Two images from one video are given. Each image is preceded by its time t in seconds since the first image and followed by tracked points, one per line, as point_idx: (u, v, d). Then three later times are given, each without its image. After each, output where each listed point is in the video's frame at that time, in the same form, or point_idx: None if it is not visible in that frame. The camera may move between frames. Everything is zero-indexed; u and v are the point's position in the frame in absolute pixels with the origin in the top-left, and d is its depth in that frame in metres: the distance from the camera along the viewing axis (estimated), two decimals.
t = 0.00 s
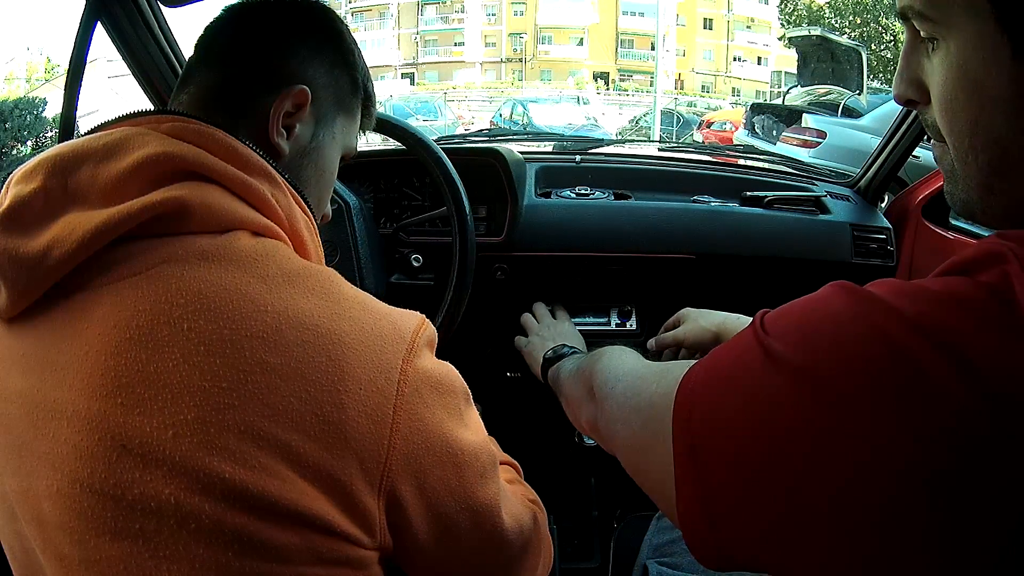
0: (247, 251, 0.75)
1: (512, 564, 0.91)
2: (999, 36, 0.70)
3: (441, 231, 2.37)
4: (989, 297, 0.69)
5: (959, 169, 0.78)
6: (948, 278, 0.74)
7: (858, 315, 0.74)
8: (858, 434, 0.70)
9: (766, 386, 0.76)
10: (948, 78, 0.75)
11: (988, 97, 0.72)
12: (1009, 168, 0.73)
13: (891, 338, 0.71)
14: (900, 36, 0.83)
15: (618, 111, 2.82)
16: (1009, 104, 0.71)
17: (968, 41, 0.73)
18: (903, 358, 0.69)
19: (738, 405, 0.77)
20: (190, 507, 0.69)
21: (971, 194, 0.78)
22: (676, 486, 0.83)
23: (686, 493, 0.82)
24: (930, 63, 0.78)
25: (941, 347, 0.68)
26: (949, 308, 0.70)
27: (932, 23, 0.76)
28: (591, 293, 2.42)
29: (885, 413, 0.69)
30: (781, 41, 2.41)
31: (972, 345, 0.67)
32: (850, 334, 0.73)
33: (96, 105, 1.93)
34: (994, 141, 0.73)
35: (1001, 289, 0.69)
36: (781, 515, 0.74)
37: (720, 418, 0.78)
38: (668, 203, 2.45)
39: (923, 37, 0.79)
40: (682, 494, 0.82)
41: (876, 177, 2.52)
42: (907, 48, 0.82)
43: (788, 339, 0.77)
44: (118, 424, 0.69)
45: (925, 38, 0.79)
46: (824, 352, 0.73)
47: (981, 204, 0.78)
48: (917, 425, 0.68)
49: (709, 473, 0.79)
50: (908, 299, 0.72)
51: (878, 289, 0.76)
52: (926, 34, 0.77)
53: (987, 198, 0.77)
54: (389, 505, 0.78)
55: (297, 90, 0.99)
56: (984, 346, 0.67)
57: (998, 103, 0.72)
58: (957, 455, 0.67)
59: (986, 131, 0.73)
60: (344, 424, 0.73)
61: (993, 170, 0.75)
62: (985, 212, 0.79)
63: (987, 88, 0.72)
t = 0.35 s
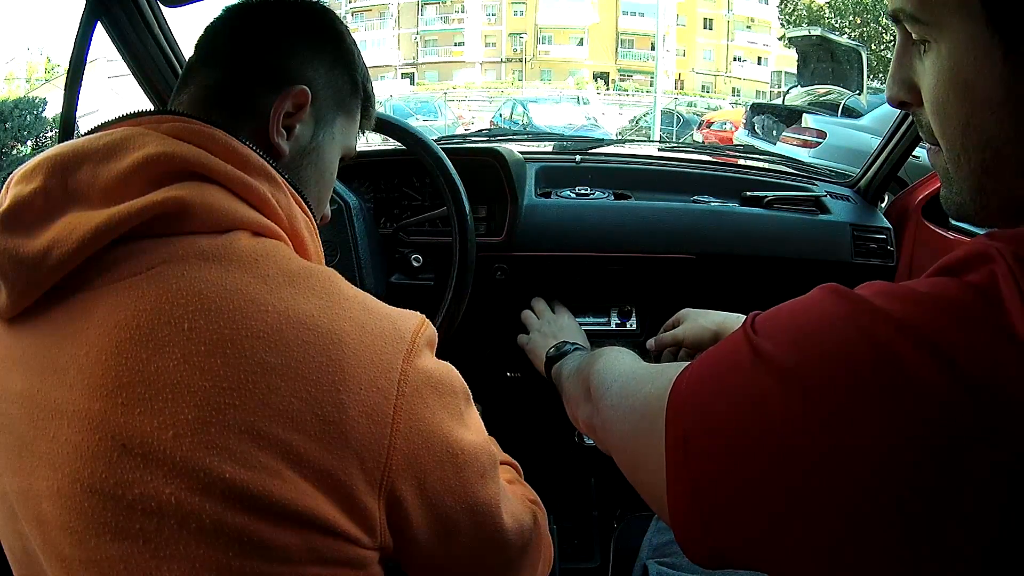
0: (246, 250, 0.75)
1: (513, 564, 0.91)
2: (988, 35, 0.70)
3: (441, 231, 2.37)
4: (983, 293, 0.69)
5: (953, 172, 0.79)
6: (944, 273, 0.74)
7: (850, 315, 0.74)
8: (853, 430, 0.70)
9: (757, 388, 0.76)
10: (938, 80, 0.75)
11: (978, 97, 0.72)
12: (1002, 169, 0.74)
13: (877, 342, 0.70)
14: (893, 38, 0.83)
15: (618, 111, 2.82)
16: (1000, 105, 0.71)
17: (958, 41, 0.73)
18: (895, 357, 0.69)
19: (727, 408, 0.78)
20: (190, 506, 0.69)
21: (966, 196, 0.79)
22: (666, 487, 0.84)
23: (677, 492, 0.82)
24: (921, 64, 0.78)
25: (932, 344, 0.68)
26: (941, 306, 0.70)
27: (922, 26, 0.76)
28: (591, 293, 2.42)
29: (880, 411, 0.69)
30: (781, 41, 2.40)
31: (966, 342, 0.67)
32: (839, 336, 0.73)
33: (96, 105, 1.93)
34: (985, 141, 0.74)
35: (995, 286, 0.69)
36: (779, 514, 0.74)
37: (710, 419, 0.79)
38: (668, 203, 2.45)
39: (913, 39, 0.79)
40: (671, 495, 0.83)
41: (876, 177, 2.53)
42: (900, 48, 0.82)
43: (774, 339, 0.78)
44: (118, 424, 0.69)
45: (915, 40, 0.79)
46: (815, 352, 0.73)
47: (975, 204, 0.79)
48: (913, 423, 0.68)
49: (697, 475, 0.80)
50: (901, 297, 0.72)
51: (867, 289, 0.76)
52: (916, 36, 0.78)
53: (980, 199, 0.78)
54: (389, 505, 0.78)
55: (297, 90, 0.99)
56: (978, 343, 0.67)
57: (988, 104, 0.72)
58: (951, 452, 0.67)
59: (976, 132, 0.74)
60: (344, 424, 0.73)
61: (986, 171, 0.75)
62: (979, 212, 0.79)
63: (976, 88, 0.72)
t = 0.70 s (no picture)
0: (247, 250, 0.74)
1: (512, 564, 0.91)
2: (981, 33, 0.68)
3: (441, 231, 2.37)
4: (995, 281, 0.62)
5: (944, 175, 0.75)
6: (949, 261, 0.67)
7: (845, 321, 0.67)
8: (865, 443, 0.62)
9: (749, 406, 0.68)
10: (930, 79, 0.72)
11: (971, 98, 0.69)
12: (995, 171, 0.71)
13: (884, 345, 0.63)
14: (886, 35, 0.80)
15: (618, 111, 2.82)
16: (994, 103, 0.68)
17: (951, 41, 0.70)
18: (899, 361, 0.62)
19: (721, 426, 0.69)
20: (191, 507, 0.69)
21: (959, 202, 0.75)
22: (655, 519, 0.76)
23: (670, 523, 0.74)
24: (915, 62, 0.75)
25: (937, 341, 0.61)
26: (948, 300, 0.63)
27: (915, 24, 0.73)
28: (591, 293, 2.42)
29: (887, 417, 0.61)
30: (781, 41, 2.39)
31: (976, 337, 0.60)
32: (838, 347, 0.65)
33: (95, 105, 1.93)
34: (978, 144, 0.70)
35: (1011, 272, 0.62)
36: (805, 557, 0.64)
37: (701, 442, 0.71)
38: (668, 203, 2.45)
39: (906, 37, 0.76)
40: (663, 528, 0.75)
41: (876, 177, 2.53)
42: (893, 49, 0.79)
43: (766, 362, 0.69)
44: (119, 424, 0.70)
45: (908, 38, 0.76)
46: (810, 367, 0.66)
47: (968, 208, 0.75)
48: (924, 428, 0.60)
49: (694, 504, 0.71)
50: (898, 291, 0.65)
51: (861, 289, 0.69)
52: (909, 34, 0.75)
53: (974, 202, 0.74)
54: (390, 505, 0.77)
55: (298, 91, 0.99)
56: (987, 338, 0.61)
57: (983, 102, 0.69)
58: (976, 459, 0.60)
59: (970, 135, 0.70)
60: (345, 424, 0.72)
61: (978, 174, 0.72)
62: (972, 217, 0.75)
63: (969, 90, 0.69)
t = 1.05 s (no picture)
0: (244, 251, 0.74)
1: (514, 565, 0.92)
2: (992, 28, 0.66)
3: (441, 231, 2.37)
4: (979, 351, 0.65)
5: (971, 188, 0.73)
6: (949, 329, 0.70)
7: (856, 425, 0.72)
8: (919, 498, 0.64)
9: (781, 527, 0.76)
10: (953, 84, 0.71)
11: (997, 100, 0.67)
12: None
13: (885, 442, 0.68)
14: (900, 47, 0.81)
15: (618, 110, 2.81)
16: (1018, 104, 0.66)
17: (972, 39, 0.68)
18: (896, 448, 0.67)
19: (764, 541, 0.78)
20: (190, 509, 0.69)
21: (987, 214, 0.73)
22: None
23: None
24: (937, 66, 0.73)
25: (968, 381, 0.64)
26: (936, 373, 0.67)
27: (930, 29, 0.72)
28: (591, 292, 2.42)
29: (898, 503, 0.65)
30: (781, 41, 2.40)
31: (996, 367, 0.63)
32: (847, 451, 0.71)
33: (96, 105, 1.93)
34: (1009, 148, 0.68)
35: None
36: None
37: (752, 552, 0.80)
38: (668, 203, 2.45)
39: (923, 42, 0.76)
40: None
41: (875, 177, 2.54)
42: (910, 55, 0.79)
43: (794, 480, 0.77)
44: (117, 426, 0.69)
45: (926, 43, 0.76)
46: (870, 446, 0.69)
47: (999, 221, 0.72)
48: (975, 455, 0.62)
49: None
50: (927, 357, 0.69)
51: (864, 384, 0.75)
52: (927, 38, 0.74)
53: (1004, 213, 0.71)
54: (389, 507, 0.78)
55: (296, 86, 0.99)
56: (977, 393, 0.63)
57: (1007, 102, 0.67)
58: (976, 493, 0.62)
59: (998, 139, 0.68)
60: (343, 426, 0.72)
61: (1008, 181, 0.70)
62: (1002, 228, 0.73)
63: (993, 90, 0.67)
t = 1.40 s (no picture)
0: (239, 257, 0.73)
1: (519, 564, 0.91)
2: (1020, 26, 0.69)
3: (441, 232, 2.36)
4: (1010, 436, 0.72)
5: (999, 184, 0.79)
6: (984, 394, 0.78)
7: (902, 483, 0.80)
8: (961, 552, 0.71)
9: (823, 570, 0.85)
10: (987, 76, 0.74)
11: None
12: None
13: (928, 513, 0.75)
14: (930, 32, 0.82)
15: (618, 110, 2.81)
16: None
17: (1007, 32, 0.71)
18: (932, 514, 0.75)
19: None
20: (188, 533, 0.69)
21: (1016, 212, 0.78)
22: None
23: None
24: (967, 57, 0.77)
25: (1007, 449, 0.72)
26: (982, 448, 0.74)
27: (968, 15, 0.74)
28: (591, 293, 2.43)
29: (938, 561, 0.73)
30: (781, 41, 2.40)
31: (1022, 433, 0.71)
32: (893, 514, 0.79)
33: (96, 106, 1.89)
34: None
35: None
36: None
37: None
38: (667, 203, 2.45)
39: (956, 30, 0.78)
40: None
41: (875, 177, 2.52)
42: (941, 43, 0.81)
43: (834, 534, 0.85)
44: (113, 450, 0.70)
45: (958, 31, 0.78)
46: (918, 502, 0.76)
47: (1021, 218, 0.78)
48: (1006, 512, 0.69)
49: None
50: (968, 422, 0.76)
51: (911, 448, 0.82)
52: (960, 25, 0.76)
53: None
54: (392, 524, 0.77)
55: (289, 69, 0.87)
56: None
57: None
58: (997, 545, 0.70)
59: None
60: (341, 446, 0.72)
61: None
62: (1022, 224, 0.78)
63: None
